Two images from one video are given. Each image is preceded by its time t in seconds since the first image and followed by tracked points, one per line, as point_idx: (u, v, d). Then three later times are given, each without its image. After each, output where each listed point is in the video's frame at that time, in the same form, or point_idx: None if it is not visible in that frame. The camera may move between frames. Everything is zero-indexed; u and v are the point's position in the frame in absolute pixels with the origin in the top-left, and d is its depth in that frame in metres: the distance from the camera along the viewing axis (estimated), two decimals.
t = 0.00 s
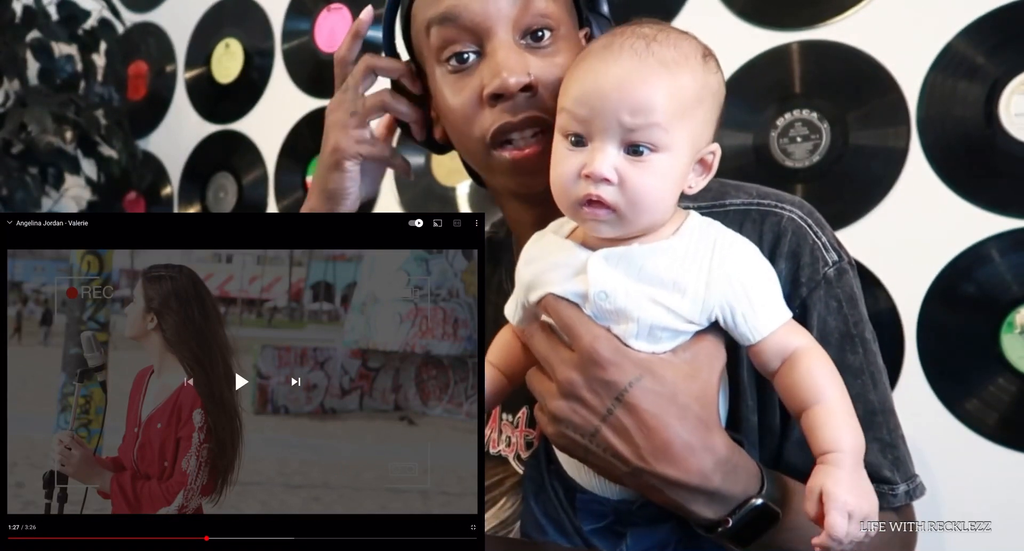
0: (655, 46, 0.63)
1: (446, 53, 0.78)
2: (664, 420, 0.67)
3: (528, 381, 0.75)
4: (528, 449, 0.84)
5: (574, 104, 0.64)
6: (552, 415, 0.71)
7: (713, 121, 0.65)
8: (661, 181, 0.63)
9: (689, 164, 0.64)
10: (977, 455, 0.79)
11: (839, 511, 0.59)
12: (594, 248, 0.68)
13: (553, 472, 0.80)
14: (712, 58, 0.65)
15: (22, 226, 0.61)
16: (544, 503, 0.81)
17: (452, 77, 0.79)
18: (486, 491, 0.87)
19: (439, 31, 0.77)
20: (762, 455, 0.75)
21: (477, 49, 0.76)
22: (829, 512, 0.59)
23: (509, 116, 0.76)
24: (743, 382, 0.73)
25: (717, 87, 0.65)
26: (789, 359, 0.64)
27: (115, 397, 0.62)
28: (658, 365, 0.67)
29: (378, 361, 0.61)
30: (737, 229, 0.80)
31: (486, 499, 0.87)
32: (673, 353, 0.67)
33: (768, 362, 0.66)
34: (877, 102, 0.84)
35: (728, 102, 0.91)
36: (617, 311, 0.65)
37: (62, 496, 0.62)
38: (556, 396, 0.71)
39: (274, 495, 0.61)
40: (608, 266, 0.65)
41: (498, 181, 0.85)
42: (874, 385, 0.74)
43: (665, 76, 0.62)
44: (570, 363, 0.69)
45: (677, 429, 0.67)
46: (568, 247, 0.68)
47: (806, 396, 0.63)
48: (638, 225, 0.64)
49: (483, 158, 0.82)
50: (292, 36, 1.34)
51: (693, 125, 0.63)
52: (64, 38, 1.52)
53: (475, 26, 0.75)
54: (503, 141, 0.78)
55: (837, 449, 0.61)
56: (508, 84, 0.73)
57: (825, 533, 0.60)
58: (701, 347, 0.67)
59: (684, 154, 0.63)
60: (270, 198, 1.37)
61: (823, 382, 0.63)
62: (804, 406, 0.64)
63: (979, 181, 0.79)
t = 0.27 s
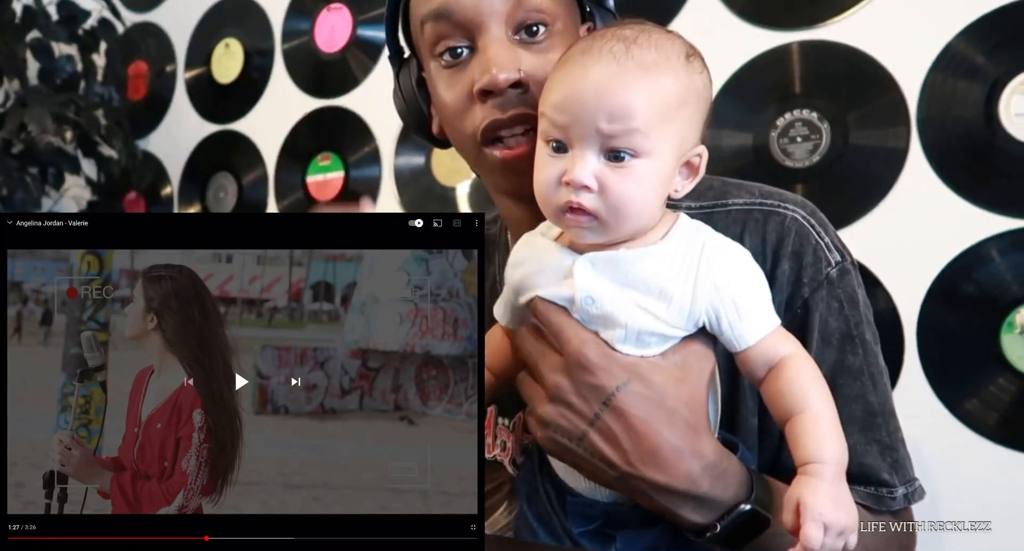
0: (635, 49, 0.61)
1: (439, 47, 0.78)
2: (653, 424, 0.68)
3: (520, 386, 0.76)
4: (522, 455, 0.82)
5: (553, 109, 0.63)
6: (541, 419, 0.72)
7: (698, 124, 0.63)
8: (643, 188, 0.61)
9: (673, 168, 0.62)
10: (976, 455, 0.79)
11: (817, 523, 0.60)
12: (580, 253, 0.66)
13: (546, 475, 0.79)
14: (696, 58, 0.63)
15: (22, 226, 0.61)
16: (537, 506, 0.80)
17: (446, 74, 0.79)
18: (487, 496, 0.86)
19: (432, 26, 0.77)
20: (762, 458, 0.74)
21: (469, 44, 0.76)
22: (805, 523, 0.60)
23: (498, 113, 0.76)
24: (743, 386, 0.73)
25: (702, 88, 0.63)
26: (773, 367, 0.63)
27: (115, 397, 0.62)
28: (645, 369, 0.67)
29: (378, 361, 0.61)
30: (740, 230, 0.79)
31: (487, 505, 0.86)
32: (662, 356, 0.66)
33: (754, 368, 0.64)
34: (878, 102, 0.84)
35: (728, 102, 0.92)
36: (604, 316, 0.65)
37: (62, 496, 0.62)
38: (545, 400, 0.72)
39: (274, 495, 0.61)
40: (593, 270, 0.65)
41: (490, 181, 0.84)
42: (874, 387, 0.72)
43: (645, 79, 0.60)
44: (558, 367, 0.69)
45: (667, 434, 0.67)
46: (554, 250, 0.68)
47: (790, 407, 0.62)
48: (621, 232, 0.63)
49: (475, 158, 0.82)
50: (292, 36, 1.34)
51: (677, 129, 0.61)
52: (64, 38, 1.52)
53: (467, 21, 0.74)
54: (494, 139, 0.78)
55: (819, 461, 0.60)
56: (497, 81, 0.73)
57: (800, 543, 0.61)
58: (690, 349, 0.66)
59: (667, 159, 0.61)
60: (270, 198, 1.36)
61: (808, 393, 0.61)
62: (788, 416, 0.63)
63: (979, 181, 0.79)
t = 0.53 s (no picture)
0: (624, 51, 0.61)
1: (429, 54, 0.76)
2: (653, 427, 0.67)
3: (519, 390, 0.75)
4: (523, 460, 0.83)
5: (542, 115, 0.62)
6: (541, 424, 0.71)
7: (689, 125, 0.63)
8: (637, 193, 0.61)
9: (666, 171, 0.62)
10: (976, 454, 0.79)
11: (836, 517, 0.57)
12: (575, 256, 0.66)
13: (548, 479, 0.79)
14: (686, 58, 0.62)
15: (22, 226, 0.61)
16: (537, 510, 0.79)
17: (439, 82, 0.77)
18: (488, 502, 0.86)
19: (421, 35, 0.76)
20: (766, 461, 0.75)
21: (459, 51, 0.74)
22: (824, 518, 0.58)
23: (490, 119, 0.75)
24: (747, 391, 0.74)
25: (692, 88, 0.62)
26: (777, 366, 0.63)
27: (115, 397, 0.62)
28: (645, 372, 0.66)
29: (378, 361, 0.61)
30: (745, 231, 0.78)
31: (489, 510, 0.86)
32: (662, 358, 0.66)
33: (758, 368, 0.64)
34: (878, 102, 0.84)
35: (728, 103, 0.92)
36: (602, 320, 0.64)
37: (62, 496, 0.62)
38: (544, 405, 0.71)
39: (274, 495, 0.61)
40: (588, 276, 0.64)
41: (487, 186, 0.84)
42: (878, 388, 0.71)
43: (636, 83, 0.59)
44: (557, 372, 0.68)
45: (667, 437, 0.67)
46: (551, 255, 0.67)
47: (796, 403, 0.62)
48: (616, 238, 0.63)
49: (471, 164, 0.82)
50: (292, 36, 1.34)
51: (669, 131, 0.61)
52: (64, 38, 1.50)
53: (455, 28, 0.73)
54: (486, 145, 0.77)
55: (830, 455, 0.59)
56: (488, 87, 0.72)
57: (820, 541, 0.58)
58: (688, 349, 0.66)
59: (660, 162, 0.61)
60: (270, 198, 1.37)
61: (814, 388, 0.61)
62: (795, 413, 0.62)
63: (979, 180, 0.79)
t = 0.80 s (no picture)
0: (629, 54, 0.60)
1: (417, 71, 0.76)
2: (657, 430, 0.66)
3: (518, 393, 0.74)
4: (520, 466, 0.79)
5: (542, 119, 0.61)
6: (541, 427, 0.69)
7: (692, 130, 0.62)
8: (638, 199, 0.60)
9: (668, 176, 0.62)
10: (976, 454, 0.79)
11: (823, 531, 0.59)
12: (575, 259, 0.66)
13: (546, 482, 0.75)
14: (690, 62, 0.62)
15: (22, 226, 0.61)
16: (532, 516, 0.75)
17: (428, 96, 0.77)
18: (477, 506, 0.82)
19: (406, 54, 0.76)
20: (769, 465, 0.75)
21: (443, 67, 0.74)
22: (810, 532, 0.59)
23: (475, 133, 0.73)
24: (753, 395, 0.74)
25: (696, 92, 0.62)
26: (775, 373, 0.63)
27: (115, 397, 0.62)
28: (647, 374, 0.66)
29: (378, 361, 0.61)
30: (754, 235, 0.77)
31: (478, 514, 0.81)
32: (664, 360, 0.66)
33: (756, 374, 0.64)
34: (878, 102, 0.84)
35: (728, 103, 0.92)
36: (603, 323, 0.64)
37: (62, 496, 0.62)
38: (545, 407, 0.69)
39: (274, 495, 0.61)
40: (587, 279, 0.64)
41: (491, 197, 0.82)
42: (884, 396, 0.70)
43: (639, 87, 0.59)
44: (558, 374, 0.68)
45: (670, 440, 0.66)
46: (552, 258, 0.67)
47: (792, 413, 0.62)
48: (616, 244, 0.62)
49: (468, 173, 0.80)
50: (292, 36, 1.34)
51: (672, 136, 0.61)
52: (64, 38, 1.50)
53: (437, 45, 0.73)
54: (475, 157, 0.76)
55: (821, 469, 0.60)
56: (468, 102, 0.70)
57: None
58: (689, 353, 0.66)
59: (662, 168, 0.61)
60: (270, 198, 1.37)
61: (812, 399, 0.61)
62: (791, 422, 0.62)
63: (980, 180, 0.79)
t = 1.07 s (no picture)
0: (630, 61, 0.60)
1: (421, 70, 0.76)
2: (668, 435, 0.65)
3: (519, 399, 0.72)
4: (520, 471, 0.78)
5: (541, 129, 0.61)
6: (548, 434, 0.68)
7: (693, 137, 0.63)
8: (639, 210, 0.61)
9: (670, 185, 0.62)
10: (976, 454, 0.79)
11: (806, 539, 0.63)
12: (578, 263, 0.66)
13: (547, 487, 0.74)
14: (692, 67, 0.62)
15: (22, 226, 0.61)
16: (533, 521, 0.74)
17: (432, 95, 0.77)
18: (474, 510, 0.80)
19: (411, 53, 0.76)
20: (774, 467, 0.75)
21: (448, 66, 0.74)
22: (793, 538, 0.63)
23: (479, 134, 0.73)
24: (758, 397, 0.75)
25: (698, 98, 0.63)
26: (778, 382, 0.65)
27: (115, 397, 0.62)
28: (655, 377, 0.65)
29: (378, 361, 0.61)
30: (760, 236, 0.77)
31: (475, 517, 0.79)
32: (671, 364, 0.66)
33: (757, 382, 0.66)
34: (878, 102, 0.85)
35: (728, 103, 0.92)
36: (609, 330, 0.64)
37: (62, 495, 0.62)
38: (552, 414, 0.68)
39: (274, 495, 0.61)
40: (593, 288, 0.64)
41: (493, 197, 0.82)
42: (888, 398, 0.70)
43: (641, 95, 0.59)
44: (566, 380, 0.67)
45: (682, 445, 0.65)
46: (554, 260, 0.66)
47: (791, 424, 0.64)
48: (616, 256, 0.63)
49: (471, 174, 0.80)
50: (292, 36, 1.34)
51: (673, 145, 0.61)
52: (64, 38, 1.50)
53: (441, 44, 0.72)
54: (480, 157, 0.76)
55: (811, 480, 0.63)
56: (473, 102, 0.70)
57: None
58: (693, 356, 0.66)
59: (663, 177, 0.61)
60: (270, 198, 1.36)
61: (810, 412, 0.64)
62: (788, 430, 0.65)
63: (980, 180, 0.79)
